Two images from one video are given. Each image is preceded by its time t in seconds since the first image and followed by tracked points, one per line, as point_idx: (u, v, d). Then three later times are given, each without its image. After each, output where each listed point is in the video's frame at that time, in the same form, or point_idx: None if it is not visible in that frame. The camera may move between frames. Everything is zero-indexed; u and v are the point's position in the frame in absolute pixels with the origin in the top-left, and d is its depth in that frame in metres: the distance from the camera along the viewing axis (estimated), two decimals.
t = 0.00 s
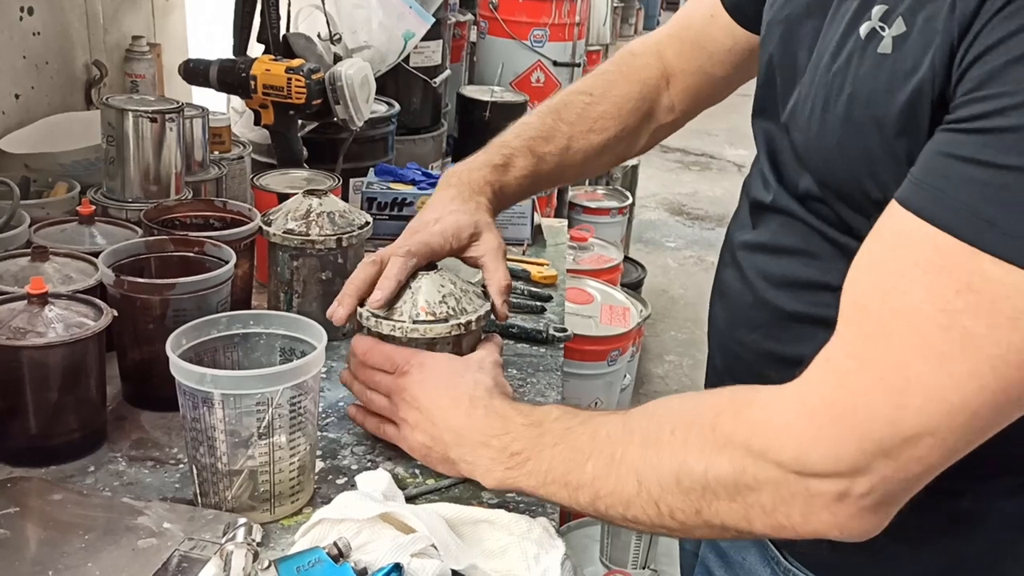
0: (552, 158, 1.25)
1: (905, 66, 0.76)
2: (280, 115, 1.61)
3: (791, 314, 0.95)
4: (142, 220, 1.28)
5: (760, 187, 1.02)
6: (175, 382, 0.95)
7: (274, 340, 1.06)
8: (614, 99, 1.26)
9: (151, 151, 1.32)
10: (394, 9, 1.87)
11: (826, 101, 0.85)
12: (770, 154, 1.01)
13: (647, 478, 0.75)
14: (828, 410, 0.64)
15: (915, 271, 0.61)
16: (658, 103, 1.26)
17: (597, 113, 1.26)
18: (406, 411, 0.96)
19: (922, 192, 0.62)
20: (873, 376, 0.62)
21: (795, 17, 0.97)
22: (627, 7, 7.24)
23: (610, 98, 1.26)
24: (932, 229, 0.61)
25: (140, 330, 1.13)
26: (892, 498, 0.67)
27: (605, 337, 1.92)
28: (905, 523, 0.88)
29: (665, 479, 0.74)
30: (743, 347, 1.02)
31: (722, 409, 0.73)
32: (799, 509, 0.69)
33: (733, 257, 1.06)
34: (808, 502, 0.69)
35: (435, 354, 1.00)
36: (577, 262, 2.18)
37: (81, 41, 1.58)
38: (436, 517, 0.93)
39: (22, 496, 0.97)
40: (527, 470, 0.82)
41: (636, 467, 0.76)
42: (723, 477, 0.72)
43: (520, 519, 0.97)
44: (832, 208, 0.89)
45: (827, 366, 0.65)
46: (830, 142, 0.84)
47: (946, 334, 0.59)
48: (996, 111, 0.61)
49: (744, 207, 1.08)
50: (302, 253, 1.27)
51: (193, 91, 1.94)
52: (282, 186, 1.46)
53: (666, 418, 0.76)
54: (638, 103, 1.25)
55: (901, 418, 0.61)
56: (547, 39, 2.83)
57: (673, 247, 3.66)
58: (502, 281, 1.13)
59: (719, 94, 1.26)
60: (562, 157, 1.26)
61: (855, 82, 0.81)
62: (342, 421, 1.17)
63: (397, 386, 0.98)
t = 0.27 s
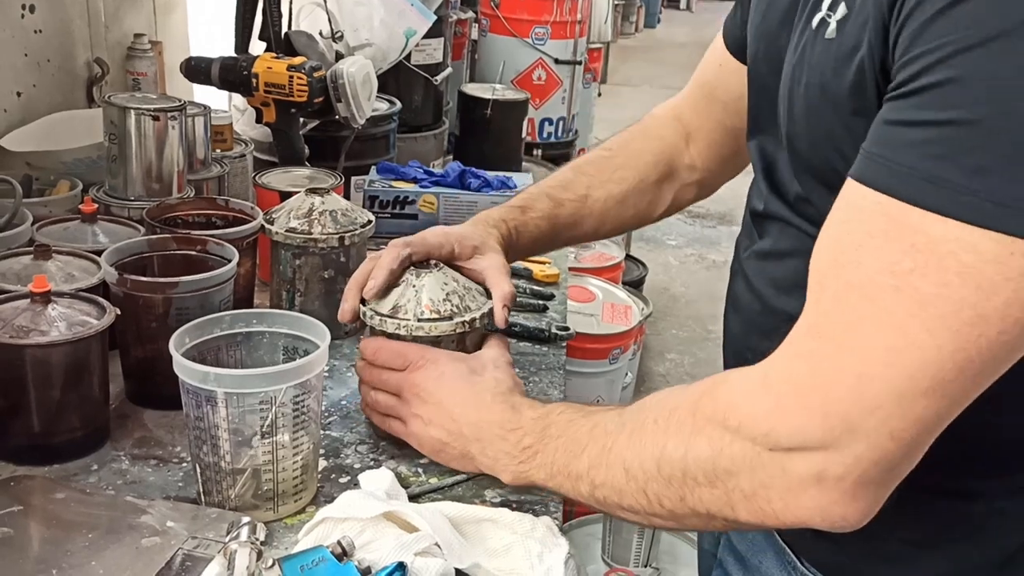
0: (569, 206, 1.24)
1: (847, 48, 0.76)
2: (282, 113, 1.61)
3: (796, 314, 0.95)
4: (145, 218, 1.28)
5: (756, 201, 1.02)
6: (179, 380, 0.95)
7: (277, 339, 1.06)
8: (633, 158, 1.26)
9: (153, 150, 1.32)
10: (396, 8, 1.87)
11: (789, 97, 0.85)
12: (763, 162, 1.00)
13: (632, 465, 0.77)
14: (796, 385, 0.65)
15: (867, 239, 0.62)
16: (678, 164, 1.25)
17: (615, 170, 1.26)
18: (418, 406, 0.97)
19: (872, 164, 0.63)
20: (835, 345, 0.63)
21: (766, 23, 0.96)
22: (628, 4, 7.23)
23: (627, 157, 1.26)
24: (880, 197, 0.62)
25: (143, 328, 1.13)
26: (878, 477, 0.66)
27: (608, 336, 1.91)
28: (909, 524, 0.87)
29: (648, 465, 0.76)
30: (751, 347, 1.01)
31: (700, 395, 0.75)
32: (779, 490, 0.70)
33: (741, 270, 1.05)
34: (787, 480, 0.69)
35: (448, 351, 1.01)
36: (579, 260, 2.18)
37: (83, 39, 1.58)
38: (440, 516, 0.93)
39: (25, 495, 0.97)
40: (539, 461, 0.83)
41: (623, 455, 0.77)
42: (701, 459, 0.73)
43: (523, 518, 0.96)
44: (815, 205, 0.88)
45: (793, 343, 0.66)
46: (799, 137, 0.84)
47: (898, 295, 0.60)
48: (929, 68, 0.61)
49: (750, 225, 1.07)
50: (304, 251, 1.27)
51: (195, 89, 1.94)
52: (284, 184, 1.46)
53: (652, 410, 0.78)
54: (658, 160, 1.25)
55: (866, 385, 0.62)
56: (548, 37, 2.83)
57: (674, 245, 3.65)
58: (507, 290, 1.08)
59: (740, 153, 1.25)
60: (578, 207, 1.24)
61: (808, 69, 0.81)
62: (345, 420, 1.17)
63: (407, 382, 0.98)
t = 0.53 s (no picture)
0: (580, 215, 1.23)
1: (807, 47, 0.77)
2: (284, 112, 1.61)
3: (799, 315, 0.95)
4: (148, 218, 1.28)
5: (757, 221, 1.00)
6: (183, 380, 0.95)
7: (281, 339, 1.06)
8: (642, 172, 1.26)
9: (156, 150, 1.32)
10: (398, 8, 1.87)
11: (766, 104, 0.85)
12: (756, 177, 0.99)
13: (640, 458, 0.78)
14: (778, 377, 0.66)
15: (832, 230, 0.63)
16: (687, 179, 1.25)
17: (624, 184, 1.26)
18: (447, 407, 0.96)
19: (833, 159, 0.63)
20: (810, 335, 0.64)
21: (743, 36, 0.97)
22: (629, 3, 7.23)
23: (636, 172, 1.27)
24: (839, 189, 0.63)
25: (146, 328, 1.13)
26: (872, 468, 0.65)
27: (610, 335, 1.92)
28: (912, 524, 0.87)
29: (653, 459, 0.77)
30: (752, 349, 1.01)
31: (699, 389, 0.76)
32: (774, 484, 0.70)
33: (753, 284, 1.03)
34: (780, 474, 0.69)
35: (459, 347, 1.01)
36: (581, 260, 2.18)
37: (85, 39, 1.58)
38: (443, 517, 0.93)
39: (29, 495, 0.97)
40: (567, 448, 0.85)
41: (631, 448, 0.79)
42: (699, 454, 0.74)
43: (527, 518, 0.96)
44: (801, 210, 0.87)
45: (775, 336, 0.67)
46: (779, 142, 0.84)
47: (864, 282, 0.61)
48: (873, 58, 0.61)
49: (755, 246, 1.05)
50: (307, 251, 1.27)
51: (197, 89, 1.94)
52: (287, 184, 1.46)
53: (658, 404, 0.80)
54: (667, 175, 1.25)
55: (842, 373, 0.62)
56: (550, 37, 2.83)
57: (675, 244, 3.66)
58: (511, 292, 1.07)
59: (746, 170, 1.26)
60: (589, 217, 1.23)
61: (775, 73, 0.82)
62: (348, 420, 1.17)
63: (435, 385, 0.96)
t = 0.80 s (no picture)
0: (595, 219, 1.23)
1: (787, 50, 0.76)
2: (285, 112, 1.61)
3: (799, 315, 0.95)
4: (148, 218, 1.28)
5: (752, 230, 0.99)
6: (183, 380, 0.95)
7: (281, 339, 1.06)
8: (656, 180, 1.26)
9: (156, 150, 1.32)
10: (399, 7, 1.87)
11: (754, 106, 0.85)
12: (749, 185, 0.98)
13: (635, 459, 0.78)
14: (765, 379, 0.66)
15: (810, 231, 0.63)
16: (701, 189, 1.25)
17: (638, 192, 1.26)
18: (449, 407, 0.95)
19: (811, 163, 0.63)
20: (794, 336, 0.64)
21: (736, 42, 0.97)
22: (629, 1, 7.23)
23: (650, 180, 1.26)
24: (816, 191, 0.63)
25: (147, 328, 1.13)
26: (862, 467, 0.65)
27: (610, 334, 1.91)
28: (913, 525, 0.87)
29: (647, 460, 0.77)
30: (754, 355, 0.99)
31: (691, 389, 0.76)
32: (766, 485, 0.69)
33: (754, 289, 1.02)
34: (772, 475, 0.69)
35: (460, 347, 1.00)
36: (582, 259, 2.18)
37: (85, 38, 1.58)
38: (444, 517, 0.93)
39: (29, 495, 0.97)
40: (566, 447, 0.85)
41: (626, 448, 0.79)
42: (690, 455, 0.74)
43: (527, 519, 0.96)
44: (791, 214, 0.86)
45: (761, 337, 0.67)
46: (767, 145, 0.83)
47: (843, 282, 0.61)
48: (843, 59, 0.61)
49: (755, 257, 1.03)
50: (308, 251, 1.27)
51: (197, 88, 1.94)
52: (287, 184, 1.46)
53: (652, 404, 0.80)
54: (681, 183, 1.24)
55: (828, 373, 0.62)
56: (550, 36, 2.83)
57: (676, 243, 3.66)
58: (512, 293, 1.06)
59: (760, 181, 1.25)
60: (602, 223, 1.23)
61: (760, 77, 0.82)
62: (348, 420, 1.17)
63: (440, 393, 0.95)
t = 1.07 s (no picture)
0: (604, 225, 1.23)
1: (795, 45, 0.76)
2: (286, 112, 1.61)
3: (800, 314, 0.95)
4: (149, 218, 1.28)
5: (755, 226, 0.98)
6: (185, 380, 0.95)
7: (283, 339, 1.06)
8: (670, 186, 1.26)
9: (158, 150, 1.32)
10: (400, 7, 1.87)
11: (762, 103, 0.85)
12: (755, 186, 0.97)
13: (637, 449, 0.78)
14: (767, 369, 0.67)
15: (813, 221, 0.63)
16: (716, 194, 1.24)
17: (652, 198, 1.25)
18: (450, 405, 0.96)
19: (815, 153, 0.63)
20: (795, 325, 0.64)
21: (746, 40, 0.97)
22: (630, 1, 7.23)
23: (664, 187, 1.26)
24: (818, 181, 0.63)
25: (148, 327, 1.13)
26: (861, 457, 0.65)
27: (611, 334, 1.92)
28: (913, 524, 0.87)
29: (649, 450, 0.77)
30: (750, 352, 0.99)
31: (693, 380, 0.76)
32: (767, 475, 0.70)
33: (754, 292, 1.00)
34: (772, 465, 0.69)
35: (460, 346, 1.01)
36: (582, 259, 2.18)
37: (86, 38, 1.58)
38: (445, 516, 0.93)
39: (31, 494, 0.97)
40: (566, 442, 0.85)
41: (628, 439, 0.79)
42: (691, 445, 0.74)
43: (528, 518, 0.97)
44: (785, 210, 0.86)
45: (762, 327, 0.68)
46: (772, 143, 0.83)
47: (843, 271, 0.61)
48: (848, 49, 0.62)
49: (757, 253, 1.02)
50: (309, 251, 1.27)
51: (198, 88, 1.94)
52: (289, 183, 1.46)
53: (654, 396, 0.80)
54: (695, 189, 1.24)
55: (829, 362, 0.62)
56: (551, 35, 2.83)
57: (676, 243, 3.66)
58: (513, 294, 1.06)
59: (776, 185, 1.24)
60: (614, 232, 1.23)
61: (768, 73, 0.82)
62: (349, 420, 1.17)
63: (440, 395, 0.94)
